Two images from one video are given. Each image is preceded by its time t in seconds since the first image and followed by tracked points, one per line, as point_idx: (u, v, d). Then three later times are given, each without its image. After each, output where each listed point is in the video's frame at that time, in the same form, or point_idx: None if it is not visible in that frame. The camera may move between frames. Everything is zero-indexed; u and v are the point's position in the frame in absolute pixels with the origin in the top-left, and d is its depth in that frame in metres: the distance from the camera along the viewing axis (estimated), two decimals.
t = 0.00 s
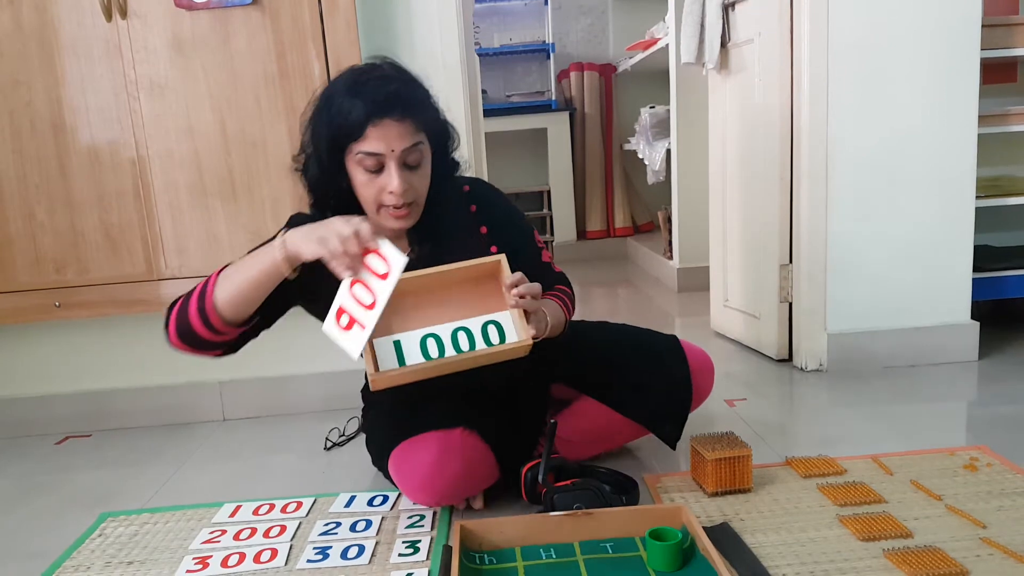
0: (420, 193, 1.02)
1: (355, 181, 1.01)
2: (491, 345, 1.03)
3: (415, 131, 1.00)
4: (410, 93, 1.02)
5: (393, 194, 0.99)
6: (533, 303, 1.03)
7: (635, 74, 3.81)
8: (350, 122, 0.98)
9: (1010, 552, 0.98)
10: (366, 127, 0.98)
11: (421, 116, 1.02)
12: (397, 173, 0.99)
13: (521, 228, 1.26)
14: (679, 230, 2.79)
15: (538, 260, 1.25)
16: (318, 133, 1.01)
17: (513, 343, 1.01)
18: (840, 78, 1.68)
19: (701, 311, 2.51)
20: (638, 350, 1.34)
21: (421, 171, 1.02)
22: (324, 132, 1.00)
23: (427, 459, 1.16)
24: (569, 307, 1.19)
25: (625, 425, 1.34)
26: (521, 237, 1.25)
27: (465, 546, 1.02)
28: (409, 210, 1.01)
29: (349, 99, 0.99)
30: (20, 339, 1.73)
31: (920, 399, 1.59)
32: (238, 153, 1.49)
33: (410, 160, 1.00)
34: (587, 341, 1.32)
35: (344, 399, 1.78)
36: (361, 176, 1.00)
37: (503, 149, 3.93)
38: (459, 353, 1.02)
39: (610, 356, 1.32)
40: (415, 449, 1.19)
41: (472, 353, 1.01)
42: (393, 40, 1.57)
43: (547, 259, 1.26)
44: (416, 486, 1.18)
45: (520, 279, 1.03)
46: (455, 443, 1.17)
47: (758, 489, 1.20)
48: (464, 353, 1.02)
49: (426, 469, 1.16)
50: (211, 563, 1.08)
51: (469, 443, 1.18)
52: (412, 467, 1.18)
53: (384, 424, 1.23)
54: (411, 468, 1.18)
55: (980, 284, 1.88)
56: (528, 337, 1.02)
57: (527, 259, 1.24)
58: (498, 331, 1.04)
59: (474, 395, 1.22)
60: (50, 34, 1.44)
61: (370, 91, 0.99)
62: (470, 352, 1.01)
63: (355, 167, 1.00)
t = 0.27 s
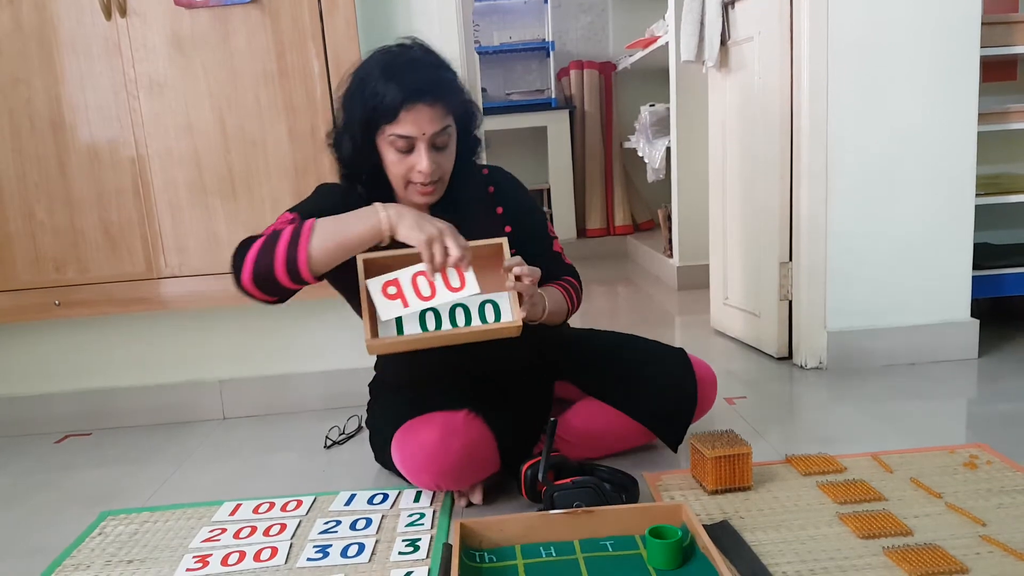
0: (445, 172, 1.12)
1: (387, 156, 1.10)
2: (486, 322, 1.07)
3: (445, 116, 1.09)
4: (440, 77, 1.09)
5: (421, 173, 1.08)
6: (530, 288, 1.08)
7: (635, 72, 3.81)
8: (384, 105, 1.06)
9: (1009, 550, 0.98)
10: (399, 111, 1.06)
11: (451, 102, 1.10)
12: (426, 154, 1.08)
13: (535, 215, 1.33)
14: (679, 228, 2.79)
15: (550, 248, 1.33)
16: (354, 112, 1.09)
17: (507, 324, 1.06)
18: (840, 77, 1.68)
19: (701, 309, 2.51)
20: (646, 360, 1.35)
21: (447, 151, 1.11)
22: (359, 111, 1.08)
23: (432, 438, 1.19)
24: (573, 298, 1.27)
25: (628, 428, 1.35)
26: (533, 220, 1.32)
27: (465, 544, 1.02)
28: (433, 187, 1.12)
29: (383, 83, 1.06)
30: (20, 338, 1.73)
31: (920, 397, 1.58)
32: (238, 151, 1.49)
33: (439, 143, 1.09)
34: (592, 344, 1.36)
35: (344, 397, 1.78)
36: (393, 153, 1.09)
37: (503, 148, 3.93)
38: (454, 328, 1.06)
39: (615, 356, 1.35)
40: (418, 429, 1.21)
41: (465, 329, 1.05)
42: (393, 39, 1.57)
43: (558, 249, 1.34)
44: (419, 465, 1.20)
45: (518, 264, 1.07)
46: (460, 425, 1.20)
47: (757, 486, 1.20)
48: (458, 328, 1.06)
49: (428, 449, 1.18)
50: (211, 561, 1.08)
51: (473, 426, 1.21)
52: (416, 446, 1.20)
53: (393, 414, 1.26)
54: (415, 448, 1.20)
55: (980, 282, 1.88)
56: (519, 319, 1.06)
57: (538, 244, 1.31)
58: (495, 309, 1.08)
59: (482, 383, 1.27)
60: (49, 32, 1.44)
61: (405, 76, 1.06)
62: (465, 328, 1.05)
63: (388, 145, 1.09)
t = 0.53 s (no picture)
0: (468, 155, 1.15)
1: (413, 137, 1.13)
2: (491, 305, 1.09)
3: (470, 100, 1.12)
4: (468, 64, 1.13)
5: (445, 156, 1.11)
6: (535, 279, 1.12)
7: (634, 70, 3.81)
8: (413, 87, 1.09)
9: (1008, 548, 0.98)
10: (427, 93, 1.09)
11: (476, 86, 1.13)
12: (451, 137, 1.11)
13: (547, 213, 1.33)
14: (679, 227, 2.79)
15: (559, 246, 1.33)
16: (383, 94, 1.12)
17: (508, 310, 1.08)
18: (839, 75, 1.68)
19: (701, 307, 2.51)
20: (651, 360, 1.35)
21: (470, 136, 1.15)
22: (389, 93, 1.12)
23: (433, 428, 1.19)
24: (575, 294, 1.28)
25: (630, 429, 1.34)
26: (544, 216, 1.32)
27: (465, 542, 1.02)
28: (456, 170, 1.14)
29: (413, 66, 1.10)
30: (19, 336, 1.73)
31: (920, 395, 1.59)
32: (237, 149, 1.49)
33: (463, 126, 1.12)
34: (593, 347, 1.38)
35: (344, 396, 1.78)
36: (420, 135, 1.12)
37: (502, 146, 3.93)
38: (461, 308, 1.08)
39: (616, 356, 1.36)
40: (420, 419, 1.21)
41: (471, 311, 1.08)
42: (393, 37, 1.57)
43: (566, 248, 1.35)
44: (420, 456, 1.20)
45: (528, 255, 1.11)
46: (461, 414, 1.20)
47: (757, 484, 1.20)
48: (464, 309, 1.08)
49: (429, 439, 1.19)
50: (211, 560, 1.08)
51: (475, 418, 1.20)
52: (417, 435, 1.20)
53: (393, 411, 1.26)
54: (416, 438, 1.20)
55: (980, 280, 1.88)
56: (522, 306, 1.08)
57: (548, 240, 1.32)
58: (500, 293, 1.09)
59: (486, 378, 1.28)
60: (48, 30, 1.43)
61: (434, 60, 1.10)
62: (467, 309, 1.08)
63: (415, 127, 1.12)
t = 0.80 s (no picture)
0: (478, 149, 1.15)
1: (425, 128, 1.13)
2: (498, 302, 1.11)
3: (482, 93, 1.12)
4: (481, 58, 1.13)
5: (455, 146, 1.11)
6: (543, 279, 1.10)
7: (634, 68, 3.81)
8: (427, 78, 1.10)
9: (1007, 545, 0.98)
10: (440, 84, 1.10)
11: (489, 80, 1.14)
12: (463, 129, 1.11)
13: (554, 213, 1.33)
14: (678, 224, 2.78)
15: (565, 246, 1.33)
16: (397, 84, 1.13)
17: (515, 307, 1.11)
18: (839, 72, 1.68)
19: (700, 304, 2.51)
20: (654, 360, 1.35)
21: (482, 129, 1.15)
22: (403, 83, 1.12)
23: (432, 419, 1.19)
24: (581, 294, 1.28)
25: (630, 430, 1.35)
26: (551, 215, 1.32)
27: (465, 540, 1.02)
28: (466, 162, 1.14)
29: (427, 57, 1.11)
30: (18, 335, 1.73)
31: (919, 393, 1.59)
32: (237, 147, 1.49)
33: (475, 119, 1.12)
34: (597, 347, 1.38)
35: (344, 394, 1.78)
36: (431, 125, 1.12)
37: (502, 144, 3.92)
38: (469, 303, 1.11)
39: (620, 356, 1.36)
40: (420, 409, 1.21)
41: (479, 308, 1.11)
42: (392, 34, 1.57)
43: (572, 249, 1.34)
44: (418, 447, 1.20)
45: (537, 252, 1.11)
46: (460, 406, 1.20)
47: (757, 482, 1.20)
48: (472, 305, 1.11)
49: (427, 430, 1.19)
50: (211, 558, 1.08)
51: (474, 410, 1.21)
52: (416, 426, 1.20)
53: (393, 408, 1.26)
54: (415, 428, 1.20)
55: (979, 278, 1.88)
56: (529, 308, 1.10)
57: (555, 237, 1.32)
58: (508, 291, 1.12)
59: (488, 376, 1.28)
60: (47, 28, 1.43)
61: (448, 53, 1.11)
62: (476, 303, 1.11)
63: (426, 118, 1.12)
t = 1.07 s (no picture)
0: (482, 146, 1.14)
1: (429, 124, 1.13)
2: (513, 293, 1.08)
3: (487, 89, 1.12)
4: (488, 55, 1.13)
5: (458, 142, 1.10)
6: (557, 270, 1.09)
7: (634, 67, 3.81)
8: (431, 72, 1.10)
9: (1008, 544, 0.98)
10: (444, 79, 1.09)
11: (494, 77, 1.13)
12: (465, 124, 1.10)
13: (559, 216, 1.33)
14: (679, 223, 2.78)
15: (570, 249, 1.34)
16: (401, 80, 1.13)
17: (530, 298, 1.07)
18: (839, 72, 1.67)
19: (701, 303, 2.51)
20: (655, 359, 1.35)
21: (486, 127, 1.14)
22: (408, 79, 1.12)
23: (431, 419, 1.19)
24: (586, 296, 1.28)
25: (630, 431, 1.35)
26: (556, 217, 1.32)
27: (465, 539, 1.02)
28: (469, 158, 1.13)
29: (432, 52, 1.11)
30: (18, 334, 1.73)
31: (919, 392, 1.59)
32: (237, 146, 1.48)
33: (478, 115, 1.11)
34: (598, 348, 1.37)
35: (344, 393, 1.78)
36: (435, 121, 1.12)
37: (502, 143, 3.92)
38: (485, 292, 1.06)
39: (622, 359, 1.36)
40: (418, 409, 1.22)
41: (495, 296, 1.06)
42: (392, 33, 1.56)
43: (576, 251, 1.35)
44: (419, 447, 1.20)
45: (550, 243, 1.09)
46: (460, 405, 1.20)
47: (757, 481, 1.20)
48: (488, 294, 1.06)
49: (427, 430, 1.19)
50: (211, 557, 1.08)
51: (474, 410, 1.21)
52: (416, 427, 1.20)
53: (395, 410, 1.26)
54: (415, 428, 1.21)
55: (979, 277, 1.88)
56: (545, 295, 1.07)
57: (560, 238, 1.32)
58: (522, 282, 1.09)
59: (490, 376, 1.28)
60: (46, 28, 1.43)
61: (454, 47, 1.10)
62: (489, 293, 1.06)
63: (430, 113, 1.12)
